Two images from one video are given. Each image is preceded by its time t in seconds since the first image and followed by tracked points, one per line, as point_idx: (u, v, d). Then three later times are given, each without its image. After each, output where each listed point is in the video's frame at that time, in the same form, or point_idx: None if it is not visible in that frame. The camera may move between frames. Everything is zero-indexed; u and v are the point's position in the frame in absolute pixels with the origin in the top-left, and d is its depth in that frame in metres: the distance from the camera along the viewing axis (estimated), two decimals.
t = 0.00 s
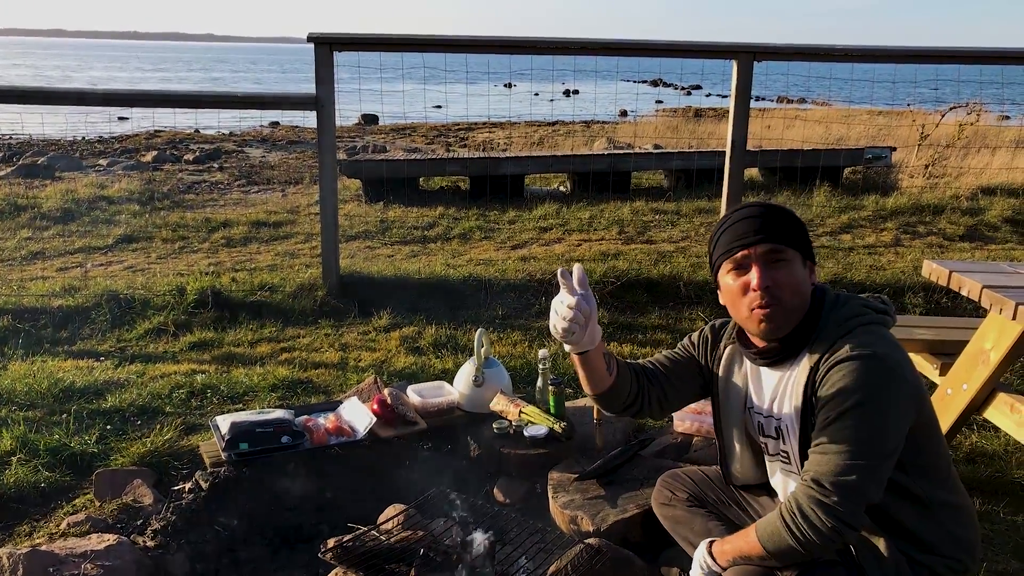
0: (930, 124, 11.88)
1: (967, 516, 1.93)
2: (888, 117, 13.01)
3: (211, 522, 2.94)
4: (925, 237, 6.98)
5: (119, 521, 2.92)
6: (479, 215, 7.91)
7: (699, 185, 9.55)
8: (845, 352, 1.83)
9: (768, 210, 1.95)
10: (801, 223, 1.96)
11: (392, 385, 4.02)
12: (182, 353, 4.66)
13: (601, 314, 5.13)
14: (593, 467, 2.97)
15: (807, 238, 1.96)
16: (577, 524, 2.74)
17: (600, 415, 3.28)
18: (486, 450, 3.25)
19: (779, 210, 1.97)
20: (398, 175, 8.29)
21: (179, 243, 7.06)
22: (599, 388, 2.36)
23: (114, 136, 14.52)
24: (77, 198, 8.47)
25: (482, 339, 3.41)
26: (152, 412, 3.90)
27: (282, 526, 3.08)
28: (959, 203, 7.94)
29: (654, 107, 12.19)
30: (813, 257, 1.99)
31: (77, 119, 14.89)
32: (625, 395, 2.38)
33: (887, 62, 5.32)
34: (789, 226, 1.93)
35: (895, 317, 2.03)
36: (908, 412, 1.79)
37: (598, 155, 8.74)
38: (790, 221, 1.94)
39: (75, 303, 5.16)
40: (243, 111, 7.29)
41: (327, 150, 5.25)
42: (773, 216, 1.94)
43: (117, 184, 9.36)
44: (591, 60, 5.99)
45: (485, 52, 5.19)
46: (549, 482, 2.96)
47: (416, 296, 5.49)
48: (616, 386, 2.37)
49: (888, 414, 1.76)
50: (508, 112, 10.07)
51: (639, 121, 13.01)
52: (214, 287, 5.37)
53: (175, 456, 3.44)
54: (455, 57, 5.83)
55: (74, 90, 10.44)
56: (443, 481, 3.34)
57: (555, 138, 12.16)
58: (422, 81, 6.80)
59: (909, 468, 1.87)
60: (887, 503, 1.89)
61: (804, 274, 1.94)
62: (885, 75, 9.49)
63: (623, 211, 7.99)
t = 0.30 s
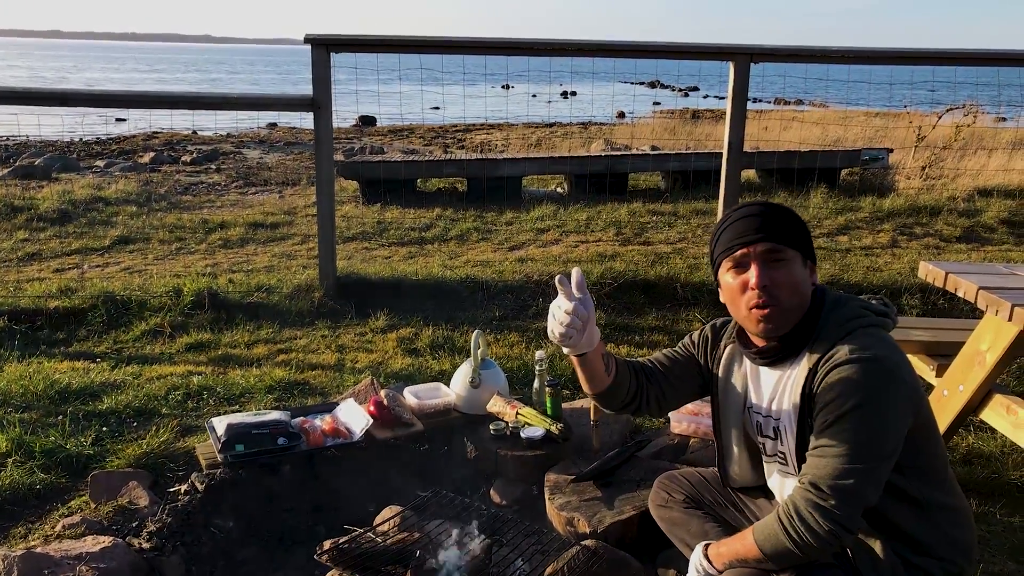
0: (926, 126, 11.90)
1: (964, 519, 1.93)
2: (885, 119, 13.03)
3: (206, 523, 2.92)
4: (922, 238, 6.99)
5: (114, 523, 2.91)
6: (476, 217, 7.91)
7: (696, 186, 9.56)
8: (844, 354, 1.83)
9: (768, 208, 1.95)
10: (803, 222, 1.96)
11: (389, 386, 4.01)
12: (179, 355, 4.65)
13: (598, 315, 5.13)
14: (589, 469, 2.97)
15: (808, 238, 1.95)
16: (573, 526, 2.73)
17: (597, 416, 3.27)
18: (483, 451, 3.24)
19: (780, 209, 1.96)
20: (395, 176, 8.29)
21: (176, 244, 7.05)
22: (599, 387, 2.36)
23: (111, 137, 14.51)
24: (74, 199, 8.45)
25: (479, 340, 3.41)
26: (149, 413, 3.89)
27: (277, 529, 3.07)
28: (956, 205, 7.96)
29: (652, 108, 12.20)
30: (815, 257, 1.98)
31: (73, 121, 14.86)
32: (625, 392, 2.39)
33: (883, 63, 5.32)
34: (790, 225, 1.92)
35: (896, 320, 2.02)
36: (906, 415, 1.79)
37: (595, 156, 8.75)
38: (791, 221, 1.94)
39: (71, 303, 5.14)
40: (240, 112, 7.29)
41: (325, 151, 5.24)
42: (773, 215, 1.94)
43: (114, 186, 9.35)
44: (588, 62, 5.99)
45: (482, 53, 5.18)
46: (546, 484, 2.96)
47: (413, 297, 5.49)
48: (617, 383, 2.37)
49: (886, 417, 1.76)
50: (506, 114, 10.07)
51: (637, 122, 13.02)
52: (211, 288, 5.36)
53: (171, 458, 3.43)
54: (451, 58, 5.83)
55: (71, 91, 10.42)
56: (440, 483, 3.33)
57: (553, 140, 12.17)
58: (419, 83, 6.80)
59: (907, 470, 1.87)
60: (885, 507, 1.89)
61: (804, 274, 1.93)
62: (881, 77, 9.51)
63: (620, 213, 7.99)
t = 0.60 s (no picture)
0: (924, 127, 11.92)
1: (966, 524, 1.92)
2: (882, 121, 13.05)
3: (204, 525, 2.90)
4: (919, 240, 7.00)
5: (110, 525, 2.90)
6: (474, 218, 7.91)
7: (693, 188, 9.57)
8: (853, 354, 1.82)
9: (786, 202, 1.95)
10: (820, 217, 1.96)
11: (386, 388, 4.01)
12: (176, 356, 4.64)
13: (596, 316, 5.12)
14: (587, 471, 2.96)
15: (825, 234, 1.95)
16: (571, 528, 2.73)
17: (594, 418, 3.25)
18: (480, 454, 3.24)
19: (797, 203, 1.96)
20: (393, 177, 8.28)
21: (173, 245, 7.04)
22: (604, 358, 2.40)
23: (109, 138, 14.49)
24: (71, 201, 8.43)
25: (477, 342, 3.40)
26: (145, 415, 3.88)
27: (273, 533, 3.06)
28: (953, 206, 7.96)
29: (649, 110, 12.22)
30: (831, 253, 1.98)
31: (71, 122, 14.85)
32: (631, 365, 2.42)
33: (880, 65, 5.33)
34: (806, 220, 1.92)
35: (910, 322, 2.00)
36: (913, 418, 1.78)
37: (593, 157, 8.74)
38: (808, 215, 1.94)
39: (67, 305, 5.13)
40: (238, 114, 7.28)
41: (322, 151, 5.23)
42: (791, 208, 1.93)
43: (111, 187, 9.34)
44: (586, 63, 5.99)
45: (479, 55, 5.18)
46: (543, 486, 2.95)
47: (411, 299, 5.48)
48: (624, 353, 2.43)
49: (892, 419, 1.75)
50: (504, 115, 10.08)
51: (634, 124, 13.03)
52: (208, 290, 5.35)
53: (167, 460, 3.42)
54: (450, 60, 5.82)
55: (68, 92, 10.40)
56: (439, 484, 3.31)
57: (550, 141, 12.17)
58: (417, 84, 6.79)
59: (910, 473, 1.87)
60: (887, 509, 1.88)
61: (820, 269, 1.93)
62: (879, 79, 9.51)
63: (618, 214, 7.99)
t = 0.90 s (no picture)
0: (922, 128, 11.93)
1: (964, 526, 1.92)
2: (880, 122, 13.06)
3: (201, 528, 2.89)
4: (918, 241, 7.00)
5: (107, 527, 2.89)
6: (473, 219, 7.91)
7: (692, 189, 9.58)
8: (856, 350, 1.81)
9: (793, 196, 1.92)
10: (833, 213, 1.89)
11: (385, 389, 4.00)
12: (174, 358, 4.63)
13: (595, 317, 5.12)
14: (586, 472, 2.96)
15: (834, 232, 1.89)
16: (570, 529, 2.72)
17: (593, 420, 3.25)
18: (479, 455, 3.23)
19: (810, 197, 1.91)
20: (392, 179, 8.28)
21: (171, 246, 7.04)
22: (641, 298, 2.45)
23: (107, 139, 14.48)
24: (69, 202, 8.42)
25: (475, 343, 3.39)
26: (143, 417, 3.88)
27: (270, 534, 3.03)
28: (951, 208, 7.97)
29: (648, 112, 12.22)
30: (844, 250, 1.92)
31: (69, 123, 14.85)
32: (662, 312, 2.48)
33: (878, 67, 5.34)
34: (807, 217, 1.89)
35: (928, 325, 1.96)
36: (914, 418, 1.77)
37: (592, 158, 8.73)
38: (814, 211, 1.89)
39: (65, 307, 5.12)
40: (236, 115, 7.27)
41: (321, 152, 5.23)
42: (795, 203, 1.91)
43: (109, 188, 9.33)
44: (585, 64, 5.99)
45: (477, 56, 5.17)
46: (542, 487, 2.95)
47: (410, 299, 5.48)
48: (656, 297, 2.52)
49: (892, 417, 1.74)
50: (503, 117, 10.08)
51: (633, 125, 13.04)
52: (207, 291, 5.35)
53: (165, 462, 3.40)
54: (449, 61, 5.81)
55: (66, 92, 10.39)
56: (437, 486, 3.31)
57: (549, 142, 12.17)
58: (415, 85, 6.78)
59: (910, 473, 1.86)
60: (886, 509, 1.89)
61: (815, 267, 1.91)
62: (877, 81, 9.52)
63: (617, 215, 8.00)
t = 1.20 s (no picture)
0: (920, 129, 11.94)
1: (960, 525, 1.92)
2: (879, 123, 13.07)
3: (200, 529, 2.90)
4: (916, 242, 7.01)
5: (105, 529, 2.88)
6: (471, 221, 7.90)
7: (691, 190, 9.58)
8: (849, 351, 1.81)
9: (789, 196, 1.92)
10: (827, 218, 1.87)
11: (383, 391, 4.00)
12: (172, 359, 4.63)
13: (593, 319, 5.12)
14: (584, 474, 2.96)
15: (824, 238, 1.87)
16: (568, 532, 2.72)
17: (592, 421, 3.26)
18: (477, 457, 3.23)
19: (806, 200, 1.90)
20: (390, 180, 8.27)
21: (169, 247, 7.03)
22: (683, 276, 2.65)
23: (106, 140, 14.48)
24: (67, 203, 8.42)
25: (473, 345, 3.38)
26: (141, 418, 3.87)
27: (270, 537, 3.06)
28: (950, 209, 7.98)
29: (647, 113, 12.23)
30: (836, 257, 1.89)
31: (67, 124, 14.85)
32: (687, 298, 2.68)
33: (877, 69, 5.33)
34: (796, 220, 1.89)
35: (925, 327, 1.95)
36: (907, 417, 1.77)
37: (591, 160, 8.72)
38: (805, 215, 1.89)
39: (63, 308, 5.12)
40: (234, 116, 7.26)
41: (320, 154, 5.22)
42: (788, 204, 1.91)
43: (106, 189, 9.32)
44: (583, 65, 5.99)
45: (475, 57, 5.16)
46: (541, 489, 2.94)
47: (408, 301, 5.48)
48: (695, 287, 2.67)
49: (887, 417, 1.74)
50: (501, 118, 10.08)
51: (631, 126, 13.05)
52: (205, 292, 5.34)
53: (163, 463, 3.40)
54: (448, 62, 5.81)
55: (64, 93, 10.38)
56: (435, 487, 3.32)
57: (548, 143, 12.17)
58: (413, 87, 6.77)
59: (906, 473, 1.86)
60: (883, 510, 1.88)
61: (800, 271, 1.92)
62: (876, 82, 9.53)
63: (615, 216, 8.00)
